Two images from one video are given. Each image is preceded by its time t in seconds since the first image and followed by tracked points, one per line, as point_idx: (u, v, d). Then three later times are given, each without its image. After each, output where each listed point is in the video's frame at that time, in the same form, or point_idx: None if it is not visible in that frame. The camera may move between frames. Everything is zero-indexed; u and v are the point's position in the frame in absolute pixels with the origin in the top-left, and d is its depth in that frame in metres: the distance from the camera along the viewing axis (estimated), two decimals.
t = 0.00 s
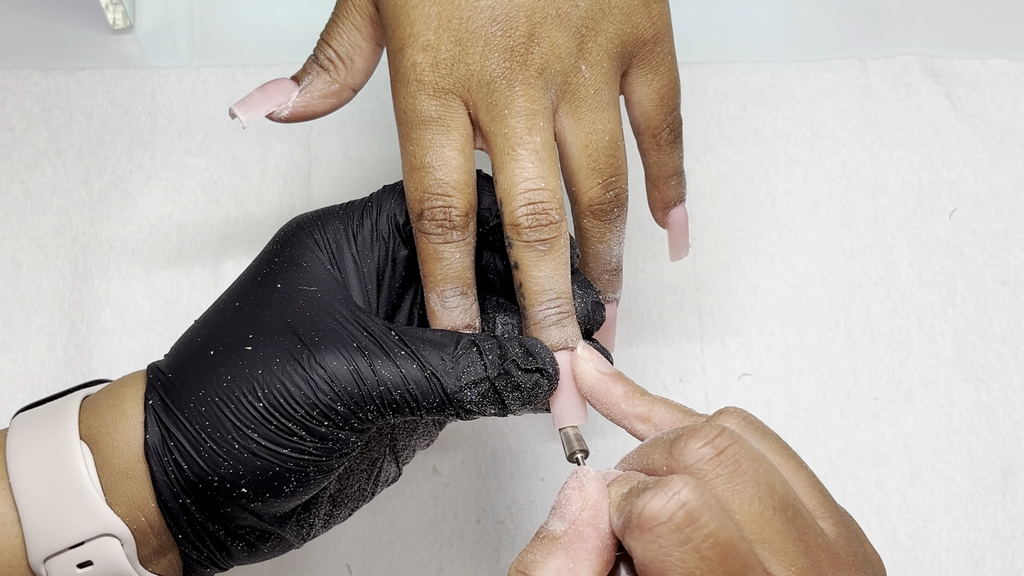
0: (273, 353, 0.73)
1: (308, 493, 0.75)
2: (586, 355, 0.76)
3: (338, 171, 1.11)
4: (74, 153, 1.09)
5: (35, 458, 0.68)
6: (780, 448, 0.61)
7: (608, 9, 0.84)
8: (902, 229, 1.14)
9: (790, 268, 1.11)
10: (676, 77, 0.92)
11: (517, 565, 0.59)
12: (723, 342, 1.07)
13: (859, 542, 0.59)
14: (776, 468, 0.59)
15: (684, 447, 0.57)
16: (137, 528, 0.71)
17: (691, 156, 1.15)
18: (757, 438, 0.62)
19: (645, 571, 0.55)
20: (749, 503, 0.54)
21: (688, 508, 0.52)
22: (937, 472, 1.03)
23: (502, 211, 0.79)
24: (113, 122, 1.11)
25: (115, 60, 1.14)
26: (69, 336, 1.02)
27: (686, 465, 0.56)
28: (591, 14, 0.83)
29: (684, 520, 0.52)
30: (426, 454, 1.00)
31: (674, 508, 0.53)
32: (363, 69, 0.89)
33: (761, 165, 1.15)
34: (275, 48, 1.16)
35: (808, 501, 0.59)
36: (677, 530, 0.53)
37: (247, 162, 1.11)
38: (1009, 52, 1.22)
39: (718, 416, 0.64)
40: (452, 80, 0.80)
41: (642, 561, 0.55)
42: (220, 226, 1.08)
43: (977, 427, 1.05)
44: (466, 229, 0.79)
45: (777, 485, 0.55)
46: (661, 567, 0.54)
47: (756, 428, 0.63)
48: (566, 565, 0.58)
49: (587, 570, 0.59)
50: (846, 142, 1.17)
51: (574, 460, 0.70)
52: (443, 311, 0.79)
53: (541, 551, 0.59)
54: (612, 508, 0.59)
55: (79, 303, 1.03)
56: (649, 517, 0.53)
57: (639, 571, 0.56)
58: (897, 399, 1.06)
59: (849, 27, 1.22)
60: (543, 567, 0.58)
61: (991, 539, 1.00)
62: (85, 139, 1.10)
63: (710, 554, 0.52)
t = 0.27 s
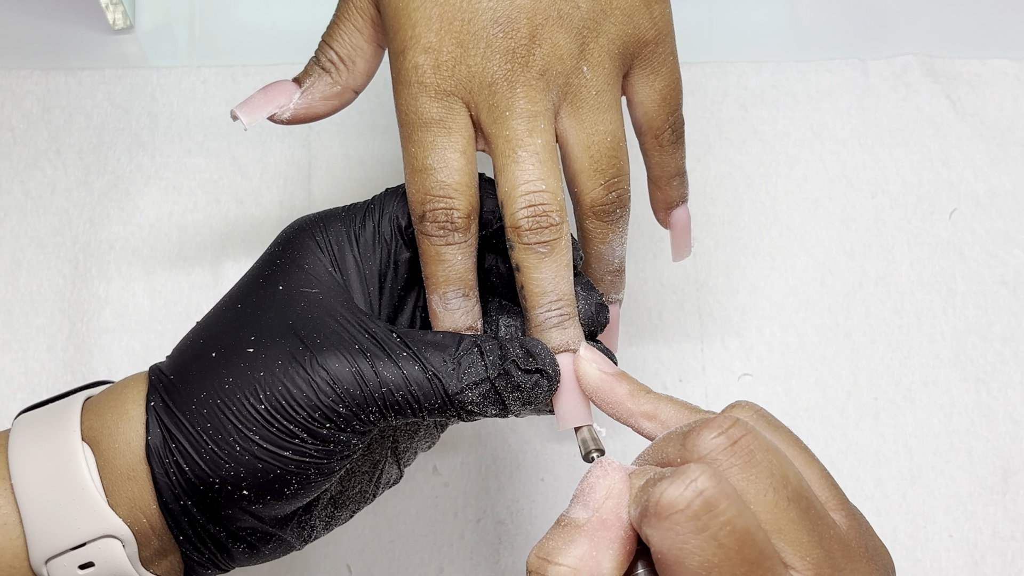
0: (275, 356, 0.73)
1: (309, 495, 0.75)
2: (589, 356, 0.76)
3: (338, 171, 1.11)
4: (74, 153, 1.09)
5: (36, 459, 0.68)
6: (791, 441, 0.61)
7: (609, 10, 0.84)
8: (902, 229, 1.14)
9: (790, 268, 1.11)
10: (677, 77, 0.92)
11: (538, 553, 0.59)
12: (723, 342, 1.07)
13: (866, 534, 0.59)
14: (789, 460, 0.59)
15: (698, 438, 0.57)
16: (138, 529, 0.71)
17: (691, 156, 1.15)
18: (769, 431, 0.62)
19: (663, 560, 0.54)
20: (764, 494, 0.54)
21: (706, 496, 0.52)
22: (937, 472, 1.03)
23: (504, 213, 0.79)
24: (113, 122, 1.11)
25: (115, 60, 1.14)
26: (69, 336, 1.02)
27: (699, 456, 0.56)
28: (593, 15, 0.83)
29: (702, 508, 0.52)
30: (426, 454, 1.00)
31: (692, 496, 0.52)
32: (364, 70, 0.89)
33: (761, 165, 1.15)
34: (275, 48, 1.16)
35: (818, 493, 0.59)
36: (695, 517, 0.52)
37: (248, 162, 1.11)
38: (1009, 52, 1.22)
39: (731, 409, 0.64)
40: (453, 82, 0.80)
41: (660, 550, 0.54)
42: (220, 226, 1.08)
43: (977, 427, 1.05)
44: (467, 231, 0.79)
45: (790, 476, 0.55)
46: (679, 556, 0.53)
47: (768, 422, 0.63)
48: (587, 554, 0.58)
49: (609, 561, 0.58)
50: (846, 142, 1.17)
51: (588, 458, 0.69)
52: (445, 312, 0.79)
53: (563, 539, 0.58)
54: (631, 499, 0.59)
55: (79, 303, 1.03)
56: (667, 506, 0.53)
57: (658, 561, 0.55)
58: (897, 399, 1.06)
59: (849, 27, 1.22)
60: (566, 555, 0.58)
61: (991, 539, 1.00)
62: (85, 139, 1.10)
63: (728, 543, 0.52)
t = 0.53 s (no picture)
0: (277, 356, 0.73)
1: (310, 496, 0.75)
2: (589, 356, 0.76)
3: (338, 171, 1.11)
4: (74, 153, 1.09)
5: (38, 460, 0.68)
6: (793, 438, 0.61)
7: (610, 10, 0.84)
8: (902, 229, 1.14)
9: (790, 268, 1.11)
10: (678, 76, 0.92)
11: (543, 552, 0.58)
12: (723, 342, 1.07)
13: (868, 529, 0.59)
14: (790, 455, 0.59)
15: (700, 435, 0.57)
16: (139, 530, 0.71)
17: (691, 156, 1.15)
18: (771, 429, 0.62)
19: (668, 554, 0.54)
20: (768, 489, 0.54)
21: (711, 488, 0.52)
22: (937, 472, 1.03)
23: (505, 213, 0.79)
24: (113, 122, 1.11)
25: (115, 60, 1.14)
26: (69, 336, 1.02)
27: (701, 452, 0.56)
28: (594, 15, 0.83)
29: (707, 500, 0.52)
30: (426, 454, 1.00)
31: (697, 488, 0.52)
32: (365, 70, 0.89)
33: (761, 165, 1.15)
34: (275, 48, 1.16)
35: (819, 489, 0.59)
36: (700, 510, 0.52)
37: (248, 162, 1.11)
38: (1009, 52, 1.22)
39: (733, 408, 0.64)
40: (454, 83, 0.81)
41: (666, 543, 0.54)
42: (220, 226, 1.08)
43: (977, 427, 1.05)
44: (469, 231, 0.79)
45: (792, 471, 0.55)
46: (685, 549, 0.53)
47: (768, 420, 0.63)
48: (592, 553, 0.58)
49: (614, 558, 0.58)
50: (846, 142, 1.17)
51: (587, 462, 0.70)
52: (446, 312, 0.79)
53: (568, 538, 0.58)
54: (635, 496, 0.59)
55: (78, 303, 1.03)
56: (672, 498, 0.52)
57: (663, 555, 0.54)
58: (897, 399, 1.06)
59: (849, 27, 1.22)
60: (570, 553, 0.58)
61: (991, 539, 1.00)
62: (85, 139, 1.10)
63: (733, 534, 0.52)
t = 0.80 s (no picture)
0: (277, 356, 0.73)
1: (311, 496, 0.75)
2: (586, 353, 0.76)
3: (338, 171, 1.11)
4: (74, 153, 1.09)
5: (38, 462, 0.68)
6: (782, 437, 0.61)
7: (609, 9, 0.84)
8: (902, 229, 1.14)
9: (790, 268, 1.11)
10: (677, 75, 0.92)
11: (532, 556, 0.58)
12: (723, 342, 1.07)
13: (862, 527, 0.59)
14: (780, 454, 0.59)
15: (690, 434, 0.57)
16: (140, 531, 0.71)
17: (691, 156, 1.15)
18: (761, 428, 0.62)
19: (661, 552, 0.54)
20: (759, 487, 0.54)
21: (702, 484, 0.51)
22: (937, 472, 1.03)
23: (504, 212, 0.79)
24: (113, 122, 1.11)
25: (115, 60, 1.14)
26: (69, 336, 1.02)
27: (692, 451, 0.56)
28: (592, 14, 0.83)
29: (699, 496, 0.51)
30: (426, 454, 1.00)
31: (688, 485, 0.52)
32: (363, 69, 0.89)
33: (761, 165, 1.15)
34: (275, 48, 1.16)
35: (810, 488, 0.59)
36: (692, 506, 0.52)
37: (247, 162, 1.11)
38: (1009, 52, 1.22)
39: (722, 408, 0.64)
40: (453, 82, 0.80)
41: (658, 541, 0.53)
42: (220, 226, 1.08)
43: (977, 426, 1.05)
44: (468, 230, 0.79)
45: (783, 470, 0.55)
46: (678, 547, 0.53)
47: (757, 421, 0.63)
48: (579, 553, 0.58)
49: (601, 559, 0.58)
50: (846, 142, 1.17)
51: (574, 460, 0.70)
52: (445, 311, 0.79)
53: (555, 540, 0.58)
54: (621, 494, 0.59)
55: (79, 303, 1.03)
56: (663, 496, 0.52)
57: (654, 552, 0.54)
58: (897, 399, 1.06)
59: (849, 27, 1.22)
60: (558, 555, 0.57)
61: (991, 539, 1.00)
62: (85, 139, 1.10)
63: (726, 531, 0.51)
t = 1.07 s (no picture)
0: (278, 358, 0.72)
1: (313, 498, 0.75)
2: (586, 352, 0.76)
3: (338, 171, 1.11)
4: (74, 153, 1.09)
5: (38, 466, 0.68)
6: (781, 435, 0.61)
7: (608, 10, 0.84)
8: (902, 229, 1.14)
9: (790, 269, 1.11)
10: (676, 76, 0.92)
11: (531, 550, 0.58)
12: (723, 342, 1.07)
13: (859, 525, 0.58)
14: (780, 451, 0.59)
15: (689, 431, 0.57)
16: (141, 534, 0.71)
17: (691, 156, 1.15)
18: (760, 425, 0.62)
19: (657, 547, 0.54)
20: (757, 484, 0.54)
21: (701, 481, 0.51)
22: (937, 472, 1.03)
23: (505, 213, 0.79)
24: (113, 122, 1.11)
25: (115, 60, 1.14)
26: (69, 337, 1.02)
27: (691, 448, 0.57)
28: (592, 15, 0.83)
29: (696, 492, 0.51)
30: (426, 454, 1.00)
31: (686, 481, 0.52)
32: (363, 69, 0.89)
33: (761, 165, 1.16)
34: (275, 48, 1.16)
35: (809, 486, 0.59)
36: (689, 501, 0.52)
37: (247, 162, 1.11)
38: (1009, 52, 1.22)
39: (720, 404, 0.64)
40: (453, 82, 0.80)
41: (654, 536, 0.53)
42: (220, 226, 1.08)
43: (977, 427, 1.05)
44: (467, 230, 0.79)
45: (782, 467, 0.55)
46: (674, 542, 0.53)
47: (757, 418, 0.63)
48: (578, 548, 0.58)
49: (600, 554, 0.58)
50: (846, 142, 1.17)
51: (576, 455, 0.70)
52: (444, 311, 0.79)
53: (555, 534, 0.58)
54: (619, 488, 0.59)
55: (79, 303, 1.03)
56: (661, 491, 0.52)
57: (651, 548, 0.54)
58: (897, 399, 1.06)
59: (849, 27, 1.22)
60: (558, 549, 0.57)
61: (991, 539, 1.00)
62: (85, 139, 1.10)
63: (722, 526, 0.51)
